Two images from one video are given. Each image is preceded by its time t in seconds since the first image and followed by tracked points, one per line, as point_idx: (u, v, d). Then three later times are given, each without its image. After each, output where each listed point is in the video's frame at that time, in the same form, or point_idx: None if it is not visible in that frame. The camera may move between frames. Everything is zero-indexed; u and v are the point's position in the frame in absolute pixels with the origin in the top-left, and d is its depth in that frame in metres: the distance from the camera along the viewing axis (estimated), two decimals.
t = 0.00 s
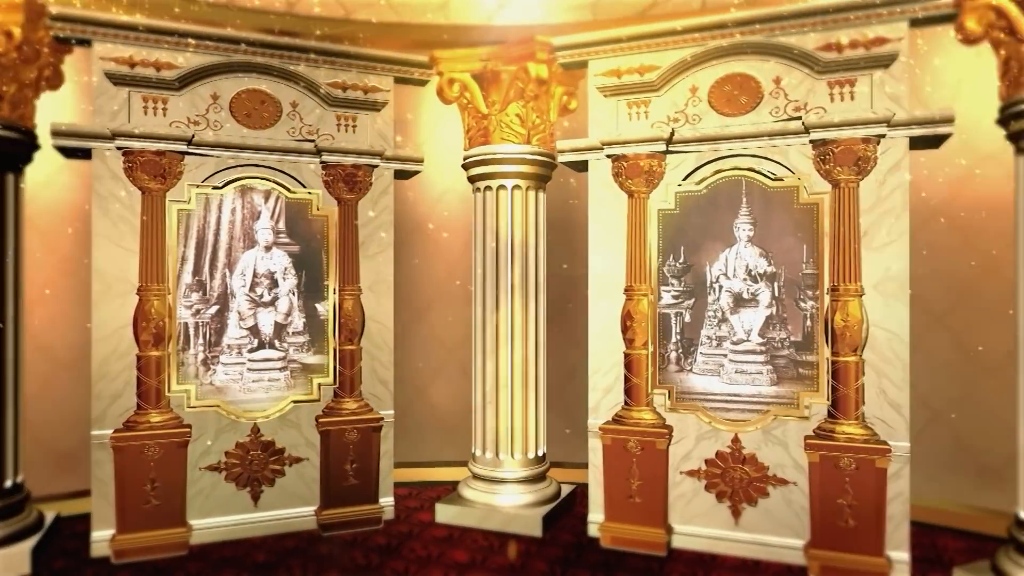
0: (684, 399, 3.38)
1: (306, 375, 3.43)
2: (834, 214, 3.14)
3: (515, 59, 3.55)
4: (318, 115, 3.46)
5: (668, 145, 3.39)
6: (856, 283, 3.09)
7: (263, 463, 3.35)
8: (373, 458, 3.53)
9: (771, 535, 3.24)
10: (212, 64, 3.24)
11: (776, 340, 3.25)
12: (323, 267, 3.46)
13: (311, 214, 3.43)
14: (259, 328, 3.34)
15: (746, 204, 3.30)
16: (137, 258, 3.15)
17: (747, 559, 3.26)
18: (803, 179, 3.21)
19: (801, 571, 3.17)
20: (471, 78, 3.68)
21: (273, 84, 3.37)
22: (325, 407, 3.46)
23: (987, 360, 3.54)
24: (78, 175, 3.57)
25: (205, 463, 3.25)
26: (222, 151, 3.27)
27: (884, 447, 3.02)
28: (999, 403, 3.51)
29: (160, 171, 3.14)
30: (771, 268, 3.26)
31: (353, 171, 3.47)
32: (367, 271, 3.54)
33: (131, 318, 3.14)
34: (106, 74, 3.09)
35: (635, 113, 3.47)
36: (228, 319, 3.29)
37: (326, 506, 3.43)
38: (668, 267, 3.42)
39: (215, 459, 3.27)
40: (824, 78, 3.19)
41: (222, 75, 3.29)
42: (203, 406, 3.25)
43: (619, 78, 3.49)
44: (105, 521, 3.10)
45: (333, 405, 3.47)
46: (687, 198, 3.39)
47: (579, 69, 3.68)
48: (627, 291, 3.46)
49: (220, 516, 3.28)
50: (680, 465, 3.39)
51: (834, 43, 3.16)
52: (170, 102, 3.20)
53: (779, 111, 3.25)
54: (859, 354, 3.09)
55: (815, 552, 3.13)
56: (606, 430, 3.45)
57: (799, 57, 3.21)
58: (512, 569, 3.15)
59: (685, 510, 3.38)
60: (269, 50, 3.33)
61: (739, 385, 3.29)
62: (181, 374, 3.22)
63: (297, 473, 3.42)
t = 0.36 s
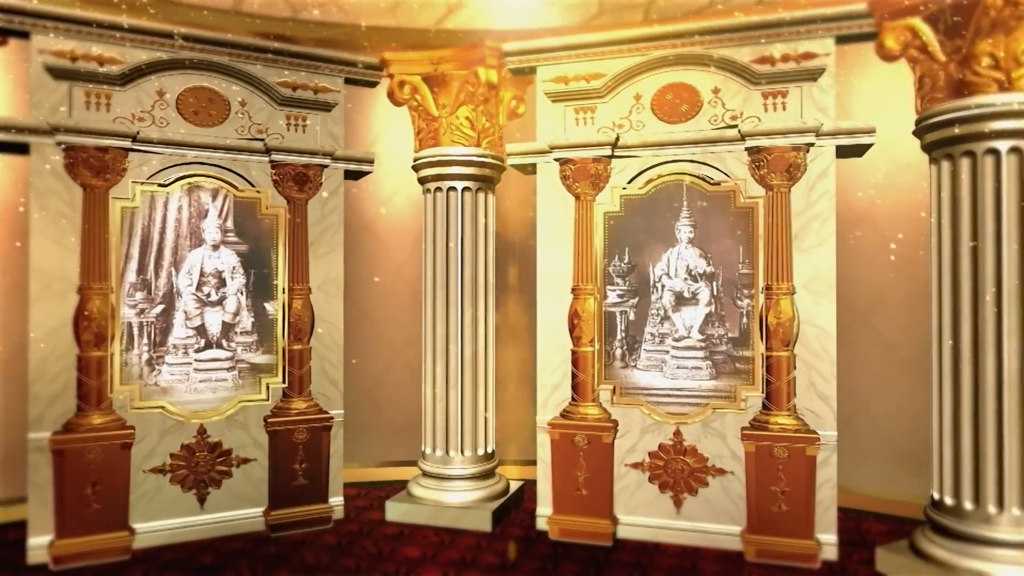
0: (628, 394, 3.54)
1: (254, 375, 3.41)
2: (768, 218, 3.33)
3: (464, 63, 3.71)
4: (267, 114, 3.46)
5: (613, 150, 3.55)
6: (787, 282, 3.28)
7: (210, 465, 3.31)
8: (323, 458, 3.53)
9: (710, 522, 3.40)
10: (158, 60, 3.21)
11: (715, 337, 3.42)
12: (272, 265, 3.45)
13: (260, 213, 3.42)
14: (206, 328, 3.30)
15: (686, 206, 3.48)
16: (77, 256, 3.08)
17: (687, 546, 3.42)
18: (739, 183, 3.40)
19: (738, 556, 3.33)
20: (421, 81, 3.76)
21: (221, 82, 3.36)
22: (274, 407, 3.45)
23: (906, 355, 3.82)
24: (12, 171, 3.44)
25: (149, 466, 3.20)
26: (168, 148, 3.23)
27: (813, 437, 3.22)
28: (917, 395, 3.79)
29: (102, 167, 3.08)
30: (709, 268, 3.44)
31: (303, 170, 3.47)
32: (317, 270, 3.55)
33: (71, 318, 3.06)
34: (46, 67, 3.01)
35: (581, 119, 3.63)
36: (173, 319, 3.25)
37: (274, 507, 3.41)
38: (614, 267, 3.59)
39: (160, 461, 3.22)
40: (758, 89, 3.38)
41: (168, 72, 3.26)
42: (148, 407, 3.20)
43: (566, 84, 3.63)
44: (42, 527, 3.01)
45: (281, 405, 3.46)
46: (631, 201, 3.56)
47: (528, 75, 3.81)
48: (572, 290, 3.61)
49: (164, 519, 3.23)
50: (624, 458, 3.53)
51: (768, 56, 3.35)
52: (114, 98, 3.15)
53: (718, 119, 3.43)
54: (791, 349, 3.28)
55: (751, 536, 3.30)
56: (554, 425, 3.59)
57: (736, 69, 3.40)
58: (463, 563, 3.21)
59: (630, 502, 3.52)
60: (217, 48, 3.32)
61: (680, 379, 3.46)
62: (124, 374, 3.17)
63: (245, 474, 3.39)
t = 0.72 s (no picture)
0: (574, 392, 3.63)
1: (197, 376, 3.36)
2: (707, 220, 3.49)
3: (414, 64, 3.74)
4: (211, 110, 3.41)
5: (561, 153, 3.65)
6: (726, 282, 3.44)
7: (150, 468, 3.23)
8: (269, 459, 3.50)
9: (654, 514, 3.53)
10: (97, 53, 3.12)
11: (658, 334, 3.56)
12: (216, 265, 3.40)
13: (203, 211, 3.38)
14: (146, 328, 3.24)
15: (631, 208, 3.61)
16: (8, 252, 2.97)
17: (632, 538, 3.53)
18: (681, 187, 3.55)
19: (680, 545, 3.46)
20: (370, 81, 3.78)
21: (163, 77, 3.30)
22: (217, 409, 3.39)
23: (833, 351, 4.05)
24: None
25: (85, 471, 3.11)
26: (106, 143, 3.15)
27: (749, 428, 3.37)
28: (844, 389, 4.03)
29: (36, 162, 3.00)
30: (653, 268, 3.58)
31: (249, 168, 3.45)
32: (262, 269, 3.52)
33: None
34: None
35: (530, 122, 3.71)
36: (112, 319, 3.17)
37: (217, 510, 3.36)
38: (561, 268, 3.68)
39: (96, 466, 3.14)
40: (698, 97, 3.53)
41: (107, 65, 3.18)
42: (83, 410, 3.11)
43: (514, 88, 3.70)
44: None
45: (225, 406, 3.41)
46: (579, 202, 3.66)
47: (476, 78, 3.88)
48: (520, 290, 3.68)
49: (101, 526, 3.14)
50: (572, 454, 3.62)
51: (708, 66, 3.51)
52: (49, 89, 3.05)
53: (660, 125, 3.57)
54: (729, 346, 3.44)
55: (692, 526, 3.43)
56: (502, 422, 3.63)
57: (677, 78, 3.54)
58: (413, 560, 3.23)
59: (577, 496, 3.61)
60: (160, 42, 3.26)
61: (625, 376, 3.58)
62: (57, 377, 3.07)
63: (187, 478, 3.33)
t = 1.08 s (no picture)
0: (524, 390, 3.71)
1: (137, 379, 3.29)
2: (655, 222, 3.60)
3: (364, 64, 3.74)
4: (153, 105, 3.35)
5: (511, 156, 3.72)
6: (669, 282, 3.56)
7: (86, 473, 3.15)
8: (212, 462, 3.45)
9: (601, 509, 3.63)
10: (30, 41, 3.01)
11: (605, 333, 3.68)
12: (157, 264, 3.35)
13: (145, 208, 3.31)
14: (82, 328, 3.16)
15: (579, 209, 3.71)
16: None
17: (581, 533, 3.62)
18: (627, 191, 3.67)
19: (627, 539, 3.55)
20: (319, 79, 3.76)
21: (102, 69, 3.22)
22: (157, 412, 3.32)
23: (769, 349, 4.25)
24: None
25: (15, 478, 3.00)
26: (40, 136, 3.05)
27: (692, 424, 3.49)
28: (779, 385, 4.24)
29: None
30: (601, 268, 3.69)
31: (193, 165, 3.40)
32: (205, 269, 3.47)
33: None
34: None
35: (481, 124, 3.76)
36: (45, 319, 3.08)
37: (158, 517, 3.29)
38: (511, 268, 3.76)
39: (27, 474, 3.03)
40: (644, 104, 3.66)
41: (41, 54, 3.07)
42: (15, 414, 3.01)
43: (465, 90, 3.76)
44: None
45: (166, 409, 3.34)
46: (529, 204, 3.75)
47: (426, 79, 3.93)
48: (471, 290, 3.72)
49: (32, 536, 3.03)
50: (521, 452, 3.69)
51: (652, 74, 3.65)
52: None
53: (608, 130, 3.68)
54: (673, 344, 3.56)
55: (639, 520, 3.53)
56: (452, 422, 3.65)
57: (624, 84, 3.66)
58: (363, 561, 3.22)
59: (526, 494, 3.68)
60: (99, 32, 3.15)
61: (574, 374, 3.67)
62: None
63: (125, 484, 3.25)
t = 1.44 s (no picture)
0: (479, 389, 3.75)
1: (78, 381, 3.22)
2: (607, 225, 3.69)
3: (317, 63, 3.72)
4: (97, 98, 3.27)
5: (465, 157, 3.75)
6: (620, 283, 3.66)
7: (21, 480, 3.05)
8: (157, 466, 3.38)
9: (553, 506, 3.71)
10: None
11: (559, 333, 3.75)
12: (101, 262, 3.28)
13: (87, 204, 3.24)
14: (18, 329, 3.08)
15: (533, 211, 3.78)
16: None
17: (534, 530, 3.69)
18: (579, 194, 3.77)
19: (579, 535, 3.64)
20: (270, 76, 3.72)
21: (42, 60, 3.12)
22: (99, 416, 3.26)
23: (712, 348, 4.42)
24: None
25: None
26: None
27: (642, 420, 3.59)
28: (723, 382, 4.41)
29: None
30: (554, 269, 3.77)
31: (138, 161, 3.34)
32: (151, 268, 3.43)
33: None
34: None
35: (436, 125, 3.80)
36: None
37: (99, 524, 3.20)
38: (466, 269, 3.78)
39: None
40: (596, 109, 3.76)
41: None
42: None
43: (420, 91, 3.79)
44: None
45: (108, 413, 3.27)
46: (483, 205, 3.80)
47: (380, 79, 3.94)
48: (425, 290, 3.73)
49: None
50: (475, 452, 3.73)
51: (605, 80, 3.75)
52: None
53: (562, 134, 3.77)
54: (623, 343, 3.66)
55: (591, 516, 3.60)
56: (407, 423, 3.65)
57: (577, 90, 3.75)
58: (318, 564, 3.20)
59: (479, 494, 3.72)
60: (40, 22, 3.08)
61: (528, 373, 3.74)
62: None
63: (63, 492, 3.17)
